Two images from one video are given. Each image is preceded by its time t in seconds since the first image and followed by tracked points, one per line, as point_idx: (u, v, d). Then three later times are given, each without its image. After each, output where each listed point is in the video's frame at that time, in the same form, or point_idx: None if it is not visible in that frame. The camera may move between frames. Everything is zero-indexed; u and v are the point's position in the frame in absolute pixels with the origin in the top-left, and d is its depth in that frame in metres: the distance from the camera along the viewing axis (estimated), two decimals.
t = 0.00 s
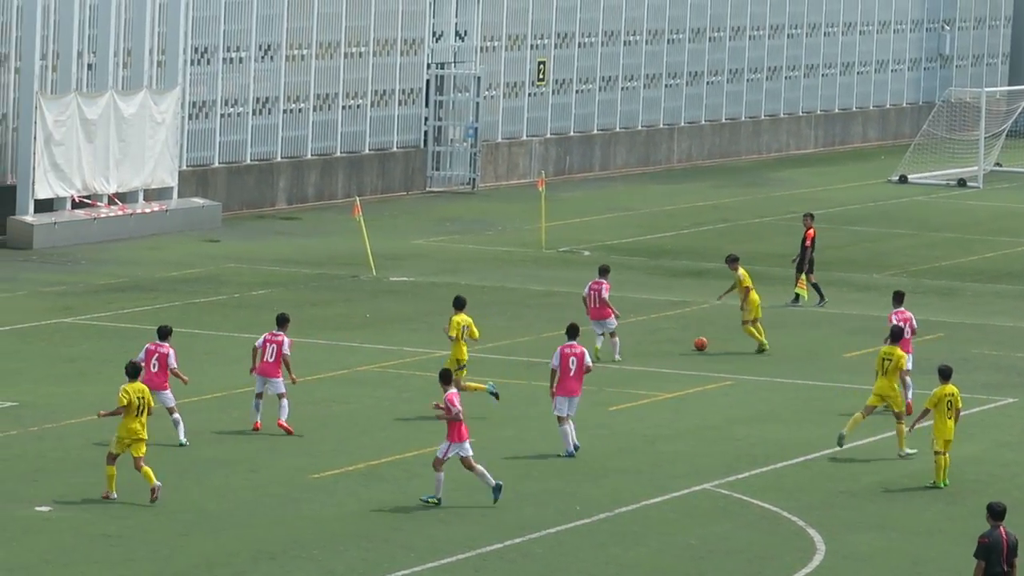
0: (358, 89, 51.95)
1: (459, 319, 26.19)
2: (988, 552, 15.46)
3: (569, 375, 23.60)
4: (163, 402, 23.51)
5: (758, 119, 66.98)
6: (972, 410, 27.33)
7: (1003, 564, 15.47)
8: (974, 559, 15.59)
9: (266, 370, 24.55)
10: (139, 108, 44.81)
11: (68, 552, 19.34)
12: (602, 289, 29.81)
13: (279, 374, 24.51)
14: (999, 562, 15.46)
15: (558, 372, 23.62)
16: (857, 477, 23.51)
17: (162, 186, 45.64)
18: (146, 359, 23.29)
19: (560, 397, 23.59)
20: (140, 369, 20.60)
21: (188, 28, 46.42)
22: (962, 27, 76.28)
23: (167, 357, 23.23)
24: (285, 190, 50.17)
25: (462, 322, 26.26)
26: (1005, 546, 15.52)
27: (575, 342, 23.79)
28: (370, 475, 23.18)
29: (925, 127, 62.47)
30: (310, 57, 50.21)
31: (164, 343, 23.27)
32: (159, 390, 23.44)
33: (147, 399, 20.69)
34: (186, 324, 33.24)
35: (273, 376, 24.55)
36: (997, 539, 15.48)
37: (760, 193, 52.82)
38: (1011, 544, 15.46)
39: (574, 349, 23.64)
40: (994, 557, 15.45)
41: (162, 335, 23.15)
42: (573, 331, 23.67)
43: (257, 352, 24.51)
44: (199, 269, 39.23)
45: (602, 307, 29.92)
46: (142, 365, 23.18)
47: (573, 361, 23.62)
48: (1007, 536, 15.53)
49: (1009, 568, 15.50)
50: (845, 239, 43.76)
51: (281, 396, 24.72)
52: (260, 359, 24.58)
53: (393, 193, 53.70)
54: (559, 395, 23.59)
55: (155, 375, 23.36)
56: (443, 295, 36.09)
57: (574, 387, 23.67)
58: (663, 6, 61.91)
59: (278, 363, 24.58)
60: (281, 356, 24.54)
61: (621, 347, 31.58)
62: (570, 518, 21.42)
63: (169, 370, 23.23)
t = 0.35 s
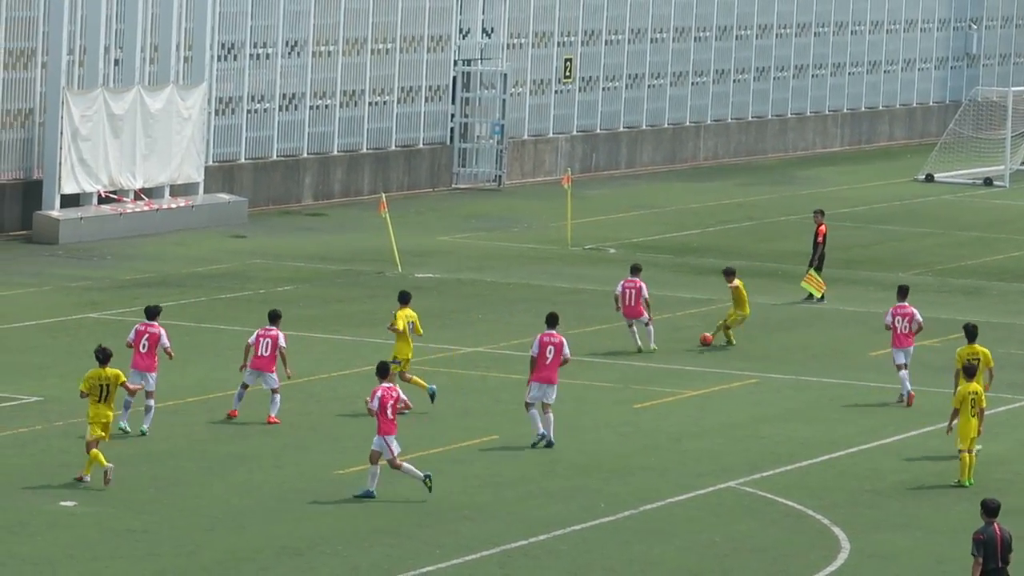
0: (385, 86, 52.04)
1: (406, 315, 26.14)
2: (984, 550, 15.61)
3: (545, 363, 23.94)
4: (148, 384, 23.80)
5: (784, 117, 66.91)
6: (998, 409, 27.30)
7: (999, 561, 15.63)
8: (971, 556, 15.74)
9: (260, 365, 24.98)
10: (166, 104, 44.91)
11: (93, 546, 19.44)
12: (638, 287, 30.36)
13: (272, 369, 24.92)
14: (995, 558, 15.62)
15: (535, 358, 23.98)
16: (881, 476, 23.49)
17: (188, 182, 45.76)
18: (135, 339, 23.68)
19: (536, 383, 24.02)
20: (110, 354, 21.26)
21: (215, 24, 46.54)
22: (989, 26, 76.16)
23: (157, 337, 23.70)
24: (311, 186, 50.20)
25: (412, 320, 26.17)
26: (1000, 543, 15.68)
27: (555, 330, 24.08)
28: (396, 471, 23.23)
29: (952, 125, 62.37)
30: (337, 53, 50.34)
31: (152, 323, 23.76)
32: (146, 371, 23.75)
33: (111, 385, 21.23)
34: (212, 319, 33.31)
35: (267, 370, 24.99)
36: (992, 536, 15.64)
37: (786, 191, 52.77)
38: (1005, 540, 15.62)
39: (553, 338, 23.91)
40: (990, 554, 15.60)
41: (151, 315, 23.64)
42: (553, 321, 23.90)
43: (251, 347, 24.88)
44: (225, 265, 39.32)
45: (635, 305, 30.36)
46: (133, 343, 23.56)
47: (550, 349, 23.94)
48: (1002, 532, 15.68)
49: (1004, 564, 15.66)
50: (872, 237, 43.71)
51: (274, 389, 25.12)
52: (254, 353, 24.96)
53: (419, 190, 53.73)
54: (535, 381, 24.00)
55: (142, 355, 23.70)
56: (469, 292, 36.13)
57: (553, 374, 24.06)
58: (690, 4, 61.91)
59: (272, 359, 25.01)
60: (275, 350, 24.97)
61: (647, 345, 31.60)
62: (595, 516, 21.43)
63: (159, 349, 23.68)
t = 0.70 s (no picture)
0: (399, 83, 52.09)
1: (342, 311, 26.18)
2: (969, 540, 15.67)
3: (514, 362, 23.85)
4: (136, 386, 23.79)
5: (798, 114, 66.87)
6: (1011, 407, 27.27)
7: (984, 552, 15.67)
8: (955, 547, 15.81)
9: (237, 348, 25.32)
10: (180, 100, 44.97)
11: (106, 541, 19.48)
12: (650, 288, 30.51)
13: (248, 353, 25.27)
14: (981, 550, 15.67)
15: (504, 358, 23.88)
16: (895, 474, 23.49)
17: (202, 178, 45.82)
18: (124, 342, 23.67)
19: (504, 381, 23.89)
20: (79, 345, 21.44)
21: (229, 20, 46.58)
22: (1004, 24, 76.11)
23: (144, 340, 23.65)
24: (325, 182, 50.23)
25: (350, 318, 26.16)
26: (985, 534, 15.74)
27: (522, 330, 23.93)
28: (409, 468, 23.24)
29: (967, 123, 62.31)
30: (351, 50, 50.42)
31: (141, 327, 23.71)
32: (135, 375, 23.72)
33: (80, 376, 21.48)
34: (226, 316, 33.35)
35: (244, 355, 25.32)
36: (978, 528, 15.70)
37: (801, 189, 52.73)
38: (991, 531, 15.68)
39: (521, 337, 23.84)
40: (976, 544, 15.66)
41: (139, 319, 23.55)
42: (520, 320, 23.84)
43: (229, 330, 25.24)
44: (238, 261, 39.36)
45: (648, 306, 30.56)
46: (119, 346, 23.56)
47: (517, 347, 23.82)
48: (987, 525, 15.74)
49: (989, 556, 15.71)
50: (886, 235, 43.68)
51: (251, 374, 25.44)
52: (232, 336, 25.30)
53: (433, 186, 53.74)
54: (502, 380, 23.91)
55: (131, 359, 23.71)
56: (482, 289, 36.14)
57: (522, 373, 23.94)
58: (704, 2, 61.90)
59: (249, 343, 25.32)
60: (251, 335, 25.24)
61: (660, 342, 31.60)
62: (609, 513, 21.45)
63: (145, 354, 23.63)
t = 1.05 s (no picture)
0: (399, 81, 52.09)
1: (278, 303, 26.05)
2: (945, 536, 15.79)
3: (492, 352, 23.95)
4: (139, 384, 23.71)
5: (799, 113, 66.87)
6: (1010, 406, 27.30)
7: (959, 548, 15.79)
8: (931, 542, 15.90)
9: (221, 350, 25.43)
10: (181, 97, 44.98)
11: (106, 540, 19.49)
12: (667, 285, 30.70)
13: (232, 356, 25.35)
14: (956, 547, 15.78)
15: (484, 348, 24.00)
16: (895, 473, 23.50)
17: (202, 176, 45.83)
18: (126, 338, 23.69)
19: (484, 371, 24.04)
20: (59, 338, 21.70)
21: (229, 18, 46.58)
22: (1005, 24, 76.13)
23: (146, 337, 23.63)
24: (325, 181, 50.23)
25: (286, 310, 26.03)
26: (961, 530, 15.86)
27: (503, 320, 24.02)
28: (409, 466, 23.26)
29: (967, 123, 62.30)
30: (351, 48, 50.43)
31: (144, 324, 23.69)
32: (137, 371, 23.68)
33: (57, 368, 21.75)
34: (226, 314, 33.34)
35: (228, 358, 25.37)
36: (955, 524, 15.80)
37: (801, 188, 52.75)
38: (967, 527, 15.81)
39: (498, 327, 23.91)
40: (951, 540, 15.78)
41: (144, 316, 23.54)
42: (499, 310, 23.89)
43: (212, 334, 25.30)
44: (238, 259, 39.35)
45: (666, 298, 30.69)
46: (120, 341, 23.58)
47: (495, 337, 23.91)
48: (964, 521, 15.85)
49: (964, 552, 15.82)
50: (887, 234, 43.71)
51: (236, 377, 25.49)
52: (215, 339, 25.40)
53: (433, 184, 53.73)
54: (481, 369, 24.07)
55: (133, 356, 23.70)
56: (482, 287, 36.16)
57: (501, 364, 24.03)
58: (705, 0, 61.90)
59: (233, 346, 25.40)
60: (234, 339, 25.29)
61: (660, 341, 31.63)
62: (608, 512, 21.44)
63: (147, 349, 23.61)
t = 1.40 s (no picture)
0: (397, 79, 52.09)
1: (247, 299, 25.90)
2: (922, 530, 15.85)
3: (463, 346, 24.25)
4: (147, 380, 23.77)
5: (797, 112, 66.89)
6: (1009, 405, 27.30)
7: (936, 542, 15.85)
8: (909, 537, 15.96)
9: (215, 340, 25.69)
10: (180, 95, 44.99)
11: (105, 537, 19.49)
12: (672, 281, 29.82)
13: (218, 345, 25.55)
14: (933, 540, 15.83)
15: (455, 341, 24.32)
16: (893, 471, 23.50)
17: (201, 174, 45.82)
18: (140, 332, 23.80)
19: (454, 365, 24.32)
20: (51, 328, 21.75)
21: (228, 15, 46.59)
22: (1003, 22, 76.12)
23: (157, 333, 23.72)
24: (323, 179, 50.23)
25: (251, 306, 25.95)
26: (938, 524, 15.91)
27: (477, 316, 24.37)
28: (407, 464, 23.25)
29: (966, 121, 62.28)
30: (350, 46, 50.42)
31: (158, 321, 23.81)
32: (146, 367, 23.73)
33: (49, 356, 21.79)
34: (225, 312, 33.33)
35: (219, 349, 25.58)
36: (931, 518, 15.87)
37: (799, 186, 52.75)
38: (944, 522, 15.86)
39: (470, 321, 24.25)
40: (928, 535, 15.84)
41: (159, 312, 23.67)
42: (473, 304, 24.26)
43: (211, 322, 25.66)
44: (237, 257, 39.36)
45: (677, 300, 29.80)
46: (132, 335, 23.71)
47: (466, 331, 24.23)
48: (940, 515, 15.92)
49: (941, 547, 15.87)
50: (885, 232, 43.71)
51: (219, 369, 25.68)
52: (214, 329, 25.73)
53: (431, 182, 53.72)
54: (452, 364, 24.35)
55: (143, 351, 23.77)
56: (481, 285, 36.16)
57: (471, 358, 24.29)
58: None
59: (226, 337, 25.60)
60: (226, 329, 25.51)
61: (659, 340, 31.62)
62: (607, 510, 21.44)
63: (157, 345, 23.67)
